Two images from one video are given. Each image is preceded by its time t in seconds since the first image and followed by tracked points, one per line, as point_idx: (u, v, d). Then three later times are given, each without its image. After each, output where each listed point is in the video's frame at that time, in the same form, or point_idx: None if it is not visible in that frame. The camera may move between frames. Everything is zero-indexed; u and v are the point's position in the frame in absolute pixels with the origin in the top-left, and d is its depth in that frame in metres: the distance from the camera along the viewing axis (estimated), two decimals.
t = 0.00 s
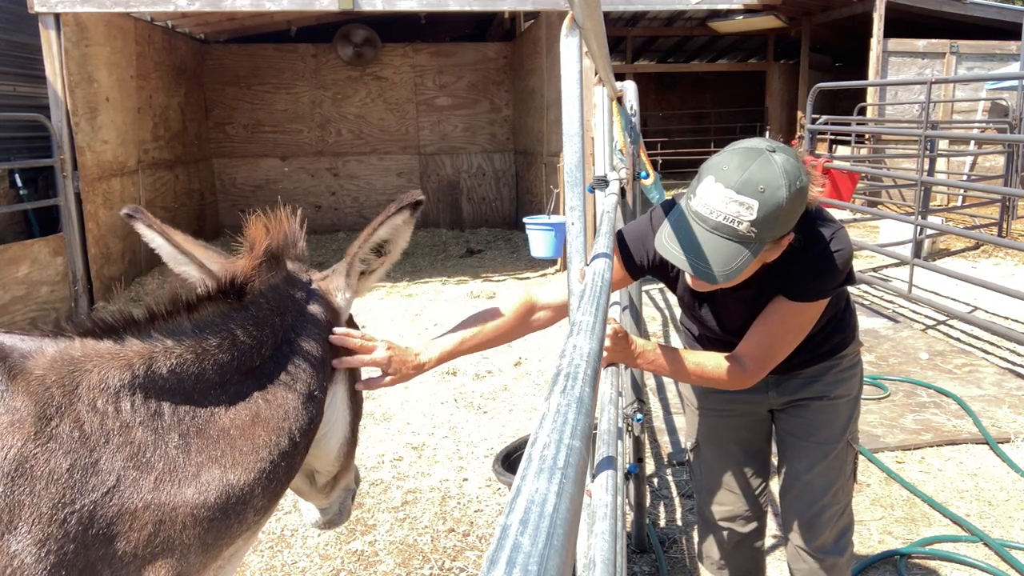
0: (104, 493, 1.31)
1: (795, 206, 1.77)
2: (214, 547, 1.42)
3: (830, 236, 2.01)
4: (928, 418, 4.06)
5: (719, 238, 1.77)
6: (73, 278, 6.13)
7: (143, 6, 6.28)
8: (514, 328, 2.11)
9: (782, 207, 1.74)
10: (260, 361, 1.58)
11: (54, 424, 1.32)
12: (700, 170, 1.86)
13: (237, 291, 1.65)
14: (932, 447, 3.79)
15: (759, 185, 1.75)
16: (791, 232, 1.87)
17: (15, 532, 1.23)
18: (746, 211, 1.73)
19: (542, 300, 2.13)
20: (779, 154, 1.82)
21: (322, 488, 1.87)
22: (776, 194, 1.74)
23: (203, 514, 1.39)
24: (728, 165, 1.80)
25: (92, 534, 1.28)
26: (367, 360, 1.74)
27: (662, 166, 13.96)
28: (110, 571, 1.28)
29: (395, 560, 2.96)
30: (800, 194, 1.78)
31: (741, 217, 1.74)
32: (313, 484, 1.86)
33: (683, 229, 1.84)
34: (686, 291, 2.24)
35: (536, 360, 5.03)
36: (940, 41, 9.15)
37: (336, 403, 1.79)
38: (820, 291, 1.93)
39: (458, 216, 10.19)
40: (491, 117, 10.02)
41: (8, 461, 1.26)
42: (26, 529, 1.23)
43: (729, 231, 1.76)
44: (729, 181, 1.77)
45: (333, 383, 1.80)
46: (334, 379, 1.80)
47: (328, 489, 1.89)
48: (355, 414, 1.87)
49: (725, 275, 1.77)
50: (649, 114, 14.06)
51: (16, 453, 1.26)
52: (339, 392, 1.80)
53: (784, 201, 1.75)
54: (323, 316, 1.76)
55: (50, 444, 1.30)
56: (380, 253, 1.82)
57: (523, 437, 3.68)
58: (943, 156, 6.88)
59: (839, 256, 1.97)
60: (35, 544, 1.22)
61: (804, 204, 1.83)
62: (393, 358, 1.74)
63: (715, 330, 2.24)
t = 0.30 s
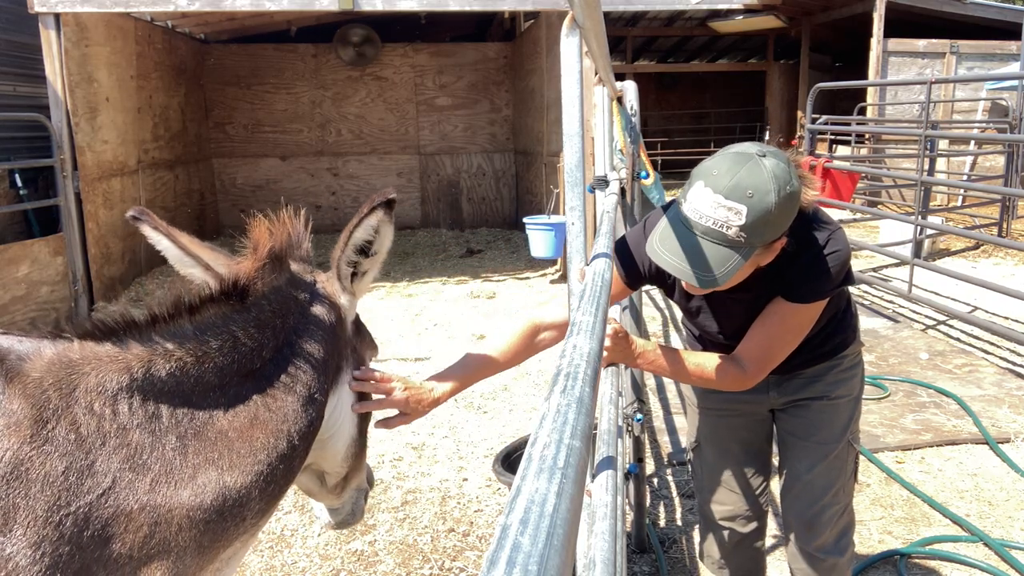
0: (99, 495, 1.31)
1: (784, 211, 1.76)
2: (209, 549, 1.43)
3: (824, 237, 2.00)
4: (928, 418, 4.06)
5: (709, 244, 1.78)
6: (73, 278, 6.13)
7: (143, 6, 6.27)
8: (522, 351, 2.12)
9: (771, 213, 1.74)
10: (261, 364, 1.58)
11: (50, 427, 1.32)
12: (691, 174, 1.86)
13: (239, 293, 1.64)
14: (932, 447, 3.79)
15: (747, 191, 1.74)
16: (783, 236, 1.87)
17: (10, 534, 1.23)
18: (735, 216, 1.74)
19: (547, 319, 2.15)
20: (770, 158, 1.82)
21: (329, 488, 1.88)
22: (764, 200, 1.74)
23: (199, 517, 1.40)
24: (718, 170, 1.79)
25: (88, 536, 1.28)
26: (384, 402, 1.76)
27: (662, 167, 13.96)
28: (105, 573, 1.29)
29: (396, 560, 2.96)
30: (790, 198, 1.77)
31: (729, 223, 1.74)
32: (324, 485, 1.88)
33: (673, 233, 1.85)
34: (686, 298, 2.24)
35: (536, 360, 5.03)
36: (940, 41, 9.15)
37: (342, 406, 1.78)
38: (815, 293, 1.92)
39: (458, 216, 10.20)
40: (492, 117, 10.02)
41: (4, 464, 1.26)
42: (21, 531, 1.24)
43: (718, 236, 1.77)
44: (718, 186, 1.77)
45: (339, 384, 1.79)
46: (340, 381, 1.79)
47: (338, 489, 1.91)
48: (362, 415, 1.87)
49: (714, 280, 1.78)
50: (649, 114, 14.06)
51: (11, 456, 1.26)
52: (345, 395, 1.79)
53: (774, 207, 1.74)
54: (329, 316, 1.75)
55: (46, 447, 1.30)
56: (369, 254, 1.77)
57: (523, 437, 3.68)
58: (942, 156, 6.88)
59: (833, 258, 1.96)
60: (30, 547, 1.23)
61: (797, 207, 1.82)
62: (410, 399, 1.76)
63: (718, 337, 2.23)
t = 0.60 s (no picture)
0: (95, 497, 1.31)
1: (778, 212, 1.76)
2: (206, 553, 1.43)
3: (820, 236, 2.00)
4: (928, 418, 4.06)
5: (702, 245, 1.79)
6: (73, 279, 6.14)
7: (143, 6, 6.28)
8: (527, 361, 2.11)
9: (763, 214, 1.74)
10: (259, 366, 1.58)
11: (45, 427, 1.32)
12: (684, 175, 1.87)
13: (237, 296, 1.65)
14: (932, 447, 3.79)
15: (739, 192, 1.75)
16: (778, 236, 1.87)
17: (4, 535, 1.23)
18: (727, 217, 1.74)
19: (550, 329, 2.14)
20: (763, 159, 1.82)
21: (329, 492, 1.87)
22: (756, 200, 1.74)
23: (196, 519, 1.40)
24: (710, 171, 1.80)
25: (83, 538, 1.29)
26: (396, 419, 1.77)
27: (662, 167, 13.96)
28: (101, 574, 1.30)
29: (396, 560, 2.96)
30: (783, 199, 1.77)
31: (722, 224, 1.75)
32: (323, 489, 1.88)
33: (667, 235, 1.86)
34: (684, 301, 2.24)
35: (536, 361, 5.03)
36: (940, 41, 9.15)
37: (343, 409, 1.80)
38: (812, 292, 1.92)
39: (458, 216, 10.20)
40: (492, 117, 10.02)
41: None
42: (15, 532, 1.24)
43: (711, 237, 1.77)
44: (710, 187, 1.77)
45: (341, 387, 1.80)
46: (342, 384, 1.81)
47: (337, 494, 1.90)
48: (363, 417, 1.87)
49: (705, 281, 1.79)
50: (649, 114, 14.06)
51: (6, 456, 1.26)
52: (346, 398, 1.81)
53: (766, 208, 1.74)
54: (330, 319, 1.77)
55: (41, 448, 1.30)
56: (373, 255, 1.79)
57: (523, 437, 3.68)
58: (942, 156, 6.88)
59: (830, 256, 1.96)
60: (24, 548, 1.23)
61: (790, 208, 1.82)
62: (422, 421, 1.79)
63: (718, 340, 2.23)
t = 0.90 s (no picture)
0: (94, 499, 1.31)
1: (783, 193, 1.76)
2: (206, 554, 1.43)
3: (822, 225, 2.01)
4: (928, 418, 4.06)
5: (709, 227, 1.77)
6: (73, 279, 6.13)
7: (143, 6, 6.28)
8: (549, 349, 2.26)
9: (770, 193, 1.74)
10: (258, 370, 1.61)
11: (44, 429, 1.30)
12: (688, 160, 1.86)
13: (239, 299, 1.67)
14: (932, 447, 3.79)
15: (745, 172, 1.75)
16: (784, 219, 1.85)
17: (3, 537, 1.22)
18: (734, 197, 1.74)
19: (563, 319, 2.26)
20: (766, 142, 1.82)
21: (318, 497, 1.87)
22: (762, 180, 1.74)
23: (195, 519, 1.40)
24: (715, 153, 1.80)
25: (82, 540, 1.27)
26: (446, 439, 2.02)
27: (662, 167, 13.96)
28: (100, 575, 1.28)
29: (396, 560, 2.96)
30: (788, 179, 1.78)
31: (728, 204, 1.74)
32: (310, 496, 1.87)
33: (672, 219, 1.85)
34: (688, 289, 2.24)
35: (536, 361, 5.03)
36: (940, 41, 9.15)
37: (340, 413, 1.83)
38: (816, 280, 1.92)
39: (458, 216, 10.21)
40: (492, 117, 10.02)
41: None
42: (14, 534, 1.22)
43: (718, 218, 1.76)
44: (716, 168, 1.78)
45: (338, 393, 1.83)
46: (340, 390, 1.83)
47: (323, 501, 1.90)
48: (356, 424, 1.90)
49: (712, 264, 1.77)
50: (649, 114, 14.05)
51: (5, 458, 1.25)
52: (343, 403, 1.84)
53: (773, 187, 1.74)
54: (327, 326, 1.81)
55: (39, 449, 1.28)
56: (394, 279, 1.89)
57: (523, 437, 3.67)
58: (943, 156, 6.88)
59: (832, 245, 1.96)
60: (23, 549, 1.21)
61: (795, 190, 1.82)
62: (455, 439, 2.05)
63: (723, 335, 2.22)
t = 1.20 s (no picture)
0: (92, 498, 1.31)
1: (789, 154, 1.76)
2: (203, 554, 1.43)
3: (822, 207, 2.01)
4: (929, 418, 4.07)
5: (716, 185, 1.75)
6: (73, 278, 6.13)
7: (143, 6, 6.27)
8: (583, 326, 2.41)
9: (776, 154, 1.74)
10: (255, 370, 1.61)
11: (41, 429, 1.30)
12: (695, 127, 1.86)
13: (235, 300, 1.68)
14: (932, 447, 3.79)
15: (752, 132, 1.74)
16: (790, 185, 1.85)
17: (2, 536, 1.21)
18: (742, 156, 1.73)
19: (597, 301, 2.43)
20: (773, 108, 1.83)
21: (318, 499, 1.88)
22: (770, 139, 1.74)
23: (193, 519, 1.40)
24: (721, 116, 1.80)
25: (80, 539, 1.27)
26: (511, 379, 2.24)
27: (662, 167, 13.96)
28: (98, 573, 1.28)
29: (395, 560, 2.96)
30: (794, 142, 1.78)
31: (737, 163, 1.74)
32: (309, 500, 1.87)
33: (678, 180, 1.83)
34: (689, 264, 2.24)
35: (537, 360, 5.03)
36: (940, 41, 9.15)
37: (337, 416, 1.83)
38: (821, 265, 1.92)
39: (458, 216, 10.21)
40: (492, 117, 10.02)
41: None
42: (12, 533, 1.22)
43: (726, 178, 1.75)
44: (724, 129, 1.77)
45: (334, 395, 1.83)
46: (336, 392, 1.84)
47: (323, 505, 1.91)
48: (352, 428, 1.90)
49: (722, 223, 1.74)
50: (649, 114, 14.05)
51: (3, 457, 1.25)
52: (339, 406, 1.84)
53: (779, 148, 1.75)
54: (323, 328, 1.82)
55: (37, 448, 1.28)
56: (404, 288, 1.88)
57: (523, 437, 3.68)
58: (943, 155, 6.88)
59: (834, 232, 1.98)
60: (21, 549, 1.21)
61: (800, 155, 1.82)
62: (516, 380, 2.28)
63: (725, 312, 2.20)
